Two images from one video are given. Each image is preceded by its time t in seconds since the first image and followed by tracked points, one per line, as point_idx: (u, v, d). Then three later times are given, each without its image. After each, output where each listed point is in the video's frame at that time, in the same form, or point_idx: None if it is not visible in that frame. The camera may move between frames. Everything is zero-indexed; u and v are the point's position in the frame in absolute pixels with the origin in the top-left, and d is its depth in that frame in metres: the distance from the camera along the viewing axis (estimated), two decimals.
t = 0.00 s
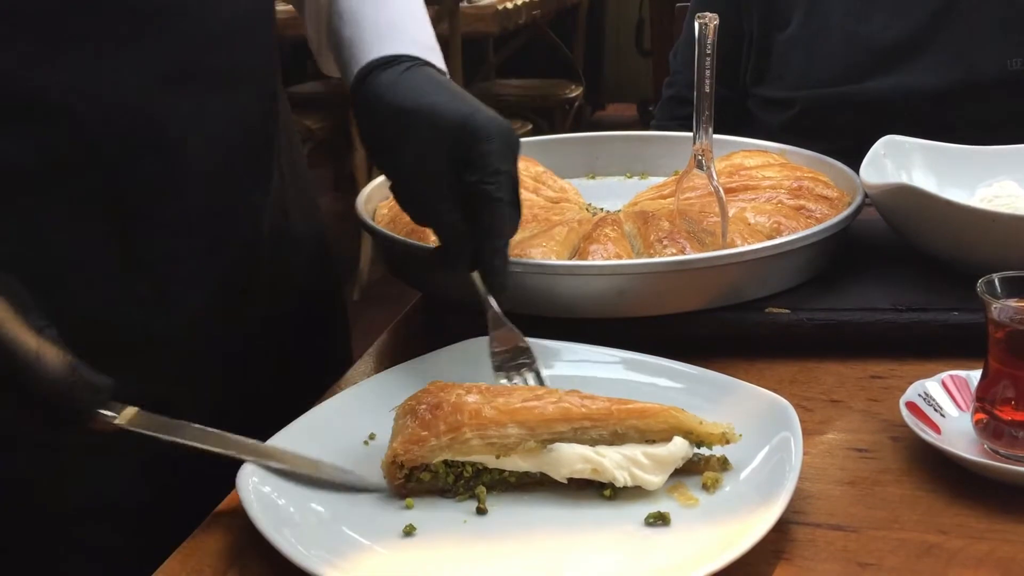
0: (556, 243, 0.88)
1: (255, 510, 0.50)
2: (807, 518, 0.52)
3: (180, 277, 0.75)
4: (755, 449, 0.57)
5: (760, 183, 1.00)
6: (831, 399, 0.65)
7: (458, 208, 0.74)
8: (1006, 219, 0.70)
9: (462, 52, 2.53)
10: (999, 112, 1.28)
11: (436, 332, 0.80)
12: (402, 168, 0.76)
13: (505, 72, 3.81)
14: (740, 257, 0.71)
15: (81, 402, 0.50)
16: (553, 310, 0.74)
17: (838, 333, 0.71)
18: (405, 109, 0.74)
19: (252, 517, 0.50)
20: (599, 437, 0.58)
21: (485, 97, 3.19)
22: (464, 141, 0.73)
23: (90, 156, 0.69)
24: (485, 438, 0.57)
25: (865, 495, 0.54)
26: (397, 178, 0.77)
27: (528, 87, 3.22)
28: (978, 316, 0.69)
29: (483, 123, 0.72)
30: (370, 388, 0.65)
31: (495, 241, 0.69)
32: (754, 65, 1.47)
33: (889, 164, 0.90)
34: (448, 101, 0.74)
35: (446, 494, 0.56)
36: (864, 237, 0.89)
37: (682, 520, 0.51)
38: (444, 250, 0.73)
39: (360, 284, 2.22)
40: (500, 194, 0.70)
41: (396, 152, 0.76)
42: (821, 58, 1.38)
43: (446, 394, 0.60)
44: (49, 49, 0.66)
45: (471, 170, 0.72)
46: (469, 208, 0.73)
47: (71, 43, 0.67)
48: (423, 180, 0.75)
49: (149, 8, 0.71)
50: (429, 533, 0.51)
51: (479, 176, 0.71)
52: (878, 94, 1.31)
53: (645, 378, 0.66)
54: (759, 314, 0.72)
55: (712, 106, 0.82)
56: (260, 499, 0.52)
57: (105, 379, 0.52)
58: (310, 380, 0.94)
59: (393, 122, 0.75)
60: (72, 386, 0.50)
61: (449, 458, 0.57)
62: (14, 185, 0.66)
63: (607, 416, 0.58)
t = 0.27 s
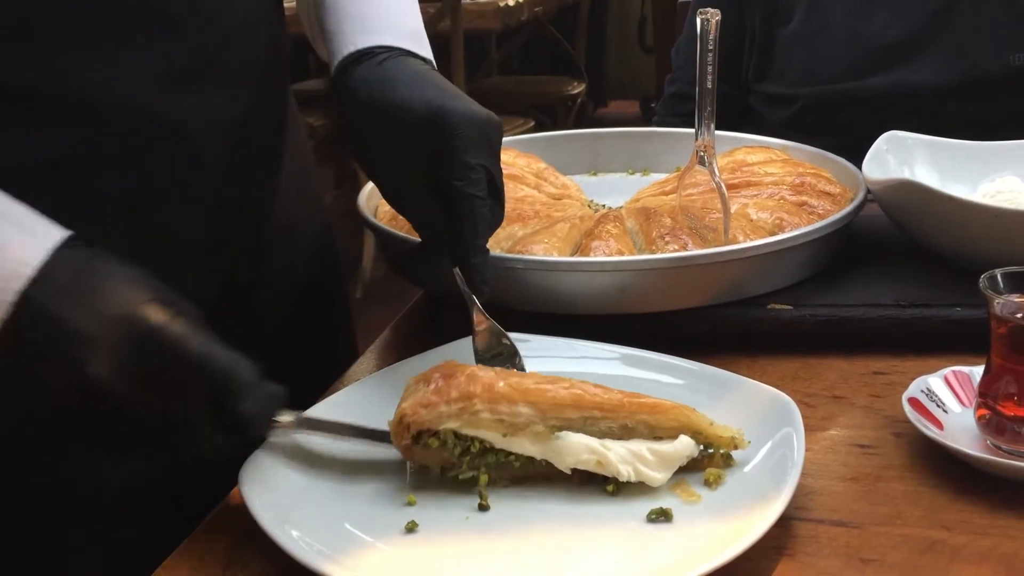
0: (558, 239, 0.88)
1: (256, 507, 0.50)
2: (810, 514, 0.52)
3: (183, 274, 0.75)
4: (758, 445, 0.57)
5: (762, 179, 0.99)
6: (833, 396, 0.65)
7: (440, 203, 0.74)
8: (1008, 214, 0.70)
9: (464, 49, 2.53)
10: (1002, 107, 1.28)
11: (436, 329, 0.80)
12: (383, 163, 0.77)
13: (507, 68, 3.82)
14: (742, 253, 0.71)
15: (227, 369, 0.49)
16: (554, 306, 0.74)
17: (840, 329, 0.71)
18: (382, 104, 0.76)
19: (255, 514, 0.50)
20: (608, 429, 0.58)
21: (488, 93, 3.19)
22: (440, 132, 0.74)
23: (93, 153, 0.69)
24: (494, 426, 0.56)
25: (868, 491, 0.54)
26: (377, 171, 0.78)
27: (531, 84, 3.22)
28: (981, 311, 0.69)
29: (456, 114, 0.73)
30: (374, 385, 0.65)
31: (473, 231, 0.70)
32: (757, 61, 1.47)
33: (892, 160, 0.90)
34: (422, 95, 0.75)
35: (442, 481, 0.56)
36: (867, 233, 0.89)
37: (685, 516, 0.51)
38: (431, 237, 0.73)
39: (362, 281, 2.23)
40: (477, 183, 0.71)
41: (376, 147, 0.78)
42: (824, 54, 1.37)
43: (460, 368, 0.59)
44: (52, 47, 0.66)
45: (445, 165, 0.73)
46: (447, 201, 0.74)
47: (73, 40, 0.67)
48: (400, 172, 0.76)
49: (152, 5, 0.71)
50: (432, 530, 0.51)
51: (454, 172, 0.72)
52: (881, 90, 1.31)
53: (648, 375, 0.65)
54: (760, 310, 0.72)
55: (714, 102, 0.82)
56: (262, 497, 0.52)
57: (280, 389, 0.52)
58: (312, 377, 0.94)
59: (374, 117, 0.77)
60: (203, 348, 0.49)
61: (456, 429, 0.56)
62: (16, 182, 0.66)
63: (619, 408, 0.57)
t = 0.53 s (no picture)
0: (561, 237, 0.88)
1: (276, 504, 0.51)
2: (813, 511, 0.52)
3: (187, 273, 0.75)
4: (780, 442, 0.56)
5: (765, 177, 0.99)
6: (837, 393, 0.65)
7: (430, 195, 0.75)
8: (1012, 211, 0.70)
9: (466, 48, 2.53)
10: (1006, 104, 1.28)
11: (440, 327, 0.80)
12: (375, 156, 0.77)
13: (509, 66, 3.81)
14: (745, 251, 0.71)
15: (293, 349, 0.54)
16: (561, 304, 0.74)
17: (844, 327, 0.71)
18: (369, 98, 0.75)
19: (276, 512, 0.50)
20: (637, 421, 0.58)
21: (490, 92, 3.19)
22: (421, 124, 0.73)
23: (96, 152, 0.69)
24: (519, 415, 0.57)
25: (872, 488, 0.54)
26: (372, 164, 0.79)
27: (533, 82, 3.22)
28: (985, 309, 0.69)
29: (443, 108, 0.72)
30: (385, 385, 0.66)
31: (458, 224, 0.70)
32: (760, 58, 1.47)
33: (895, 157, 0.90)
34: (411, 86, 0.74)
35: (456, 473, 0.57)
36: (870, 230, 0.89)
37: (707, 513, 0.51)
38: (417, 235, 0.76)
39: (365, 280, 2.23)
40: (462, 176, 0.71)
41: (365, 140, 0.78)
42: (827, 52, 1.37)
43: (493, 350, 0.60)
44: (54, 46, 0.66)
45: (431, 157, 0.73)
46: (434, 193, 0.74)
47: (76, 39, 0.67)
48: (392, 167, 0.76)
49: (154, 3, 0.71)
50: (453, 528, 0.51)
51: (439, 165, 0.72)
52: (884, 87, 1.30)
53: (662, 373, 0.65)
54: (764, 308, 0.72)
55: (716, 99, 0.82)
56: (283, 492, 0.52)
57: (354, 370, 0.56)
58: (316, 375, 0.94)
59: (362, 111, 0.77)
60: (278, 328, 0.54)
61: (485, 411, 0.57)
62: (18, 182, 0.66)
63: (650, 401, 0.57)
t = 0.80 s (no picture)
0: (563, 237, 0.88)
1: (283, 503, 0.51)
2: (815, 511, 0.52)
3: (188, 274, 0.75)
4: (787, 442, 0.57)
5: (767, 176, 0.99)
6: (839, 393, 0.65)
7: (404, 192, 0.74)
8: (1014, 210, 0.70)
9: (467, 47, 2.53)
10: (1009, 103, 1.27)
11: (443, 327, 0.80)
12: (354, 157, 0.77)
13: (511, 66, 3.81)
14: (747, 250, 0.71)
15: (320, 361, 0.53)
16: (564, 304, 0.74)
17: (846, 326, 0.71)
18: (351, 98, 0.75)
19: (282, 511, 0.50)
20: (668, 418, 0.57)
21: (491, 91, 3.19)
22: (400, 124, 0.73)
23: (98, 152, 0.69)
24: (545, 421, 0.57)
25: (874, 487, 0.54)
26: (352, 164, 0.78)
27: (534, 82, 3.22)
28: (987, 308, 0.69)
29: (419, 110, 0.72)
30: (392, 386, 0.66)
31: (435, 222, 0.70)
32: (761, 57, 1.47)
33: (897, 156, 0.90)
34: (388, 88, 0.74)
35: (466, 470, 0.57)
36: (872, 229, 0.89)
37: (713, 513, 0.51)
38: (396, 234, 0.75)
39: (367, 281, 2.23)
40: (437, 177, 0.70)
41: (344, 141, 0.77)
42: (829, 51, 1.37)
43: (520, 348, 0.59)
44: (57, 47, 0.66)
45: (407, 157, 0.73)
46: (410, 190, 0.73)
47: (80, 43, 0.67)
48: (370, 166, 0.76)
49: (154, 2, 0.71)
50: (461, 528, 0.51)
51: (417, 164, 0.72)
52: (887, 86, 1.30)
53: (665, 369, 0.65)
54: (766, 307, 0.72)
55: (718, 98, 0.82)
56: (290, 492, 0.52)
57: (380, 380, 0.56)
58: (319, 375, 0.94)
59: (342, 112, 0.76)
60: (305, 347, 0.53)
61: (514, 412, 0.57)
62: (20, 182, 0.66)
63: (682, 398, 0.57)
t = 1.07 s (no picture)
0: (564, 237, 0.88)
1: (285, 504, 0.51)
2: (817, 511, 0.52)
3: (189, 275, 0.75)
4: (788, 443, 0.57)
5: (768, 176, 0.99)
6: (841, 393, 0.65)
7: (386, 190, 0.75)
8: (1015, 209, 0.70)
9: (468, 47, 2.53)
10: (1011, 102, 1.27)
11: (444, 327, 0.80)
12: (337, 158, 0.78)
13: (511, 66, 3.81)
14: (748, 250, 0.71)
15: (295, 334, 0.51)
16: (565, 304, 0.74)
17: (847, 326, 0.71)
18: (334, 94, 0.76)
19: (285, 512, 0.50)
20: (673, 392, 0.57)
21: (492, 91, 3.19)
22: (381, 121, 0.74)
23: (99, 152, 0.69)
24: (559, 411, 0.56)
25: (876, 488, 0.54)
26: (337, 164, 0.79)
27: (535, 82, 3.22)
28: (989, 308, 0.69)
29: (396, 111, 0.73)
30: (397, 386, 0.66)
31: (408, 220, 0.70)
32: (762, 57, 1.46)
33: (899, 156, 0.90)
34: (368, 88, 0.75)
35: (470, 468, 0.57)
36: (873, 229, 0.89)
37: (715, 513, 0.51)
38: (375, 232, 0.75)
39: (368, 280, 2.23)
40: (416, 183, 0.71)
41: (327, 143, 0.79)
42: (830, 50, 1.37)
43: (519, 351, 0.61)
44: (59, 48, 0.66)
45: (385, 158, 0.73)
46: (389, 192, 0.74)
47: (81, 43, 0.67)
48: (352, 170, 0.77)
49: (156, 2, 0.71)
50: (462, 528, 0.51)
51: (393, 162, 0.72)
52: (888, 86, 1.30)
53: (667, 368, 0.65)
54: (767, 307, 0.72)
55: (720, 98, 0.82)
56: (292, 493, 0.52)
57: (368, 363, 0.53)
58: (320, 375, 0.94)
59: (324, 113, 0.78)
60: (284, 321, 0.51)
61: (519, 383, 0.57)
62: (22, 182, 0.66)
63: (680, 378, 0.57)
